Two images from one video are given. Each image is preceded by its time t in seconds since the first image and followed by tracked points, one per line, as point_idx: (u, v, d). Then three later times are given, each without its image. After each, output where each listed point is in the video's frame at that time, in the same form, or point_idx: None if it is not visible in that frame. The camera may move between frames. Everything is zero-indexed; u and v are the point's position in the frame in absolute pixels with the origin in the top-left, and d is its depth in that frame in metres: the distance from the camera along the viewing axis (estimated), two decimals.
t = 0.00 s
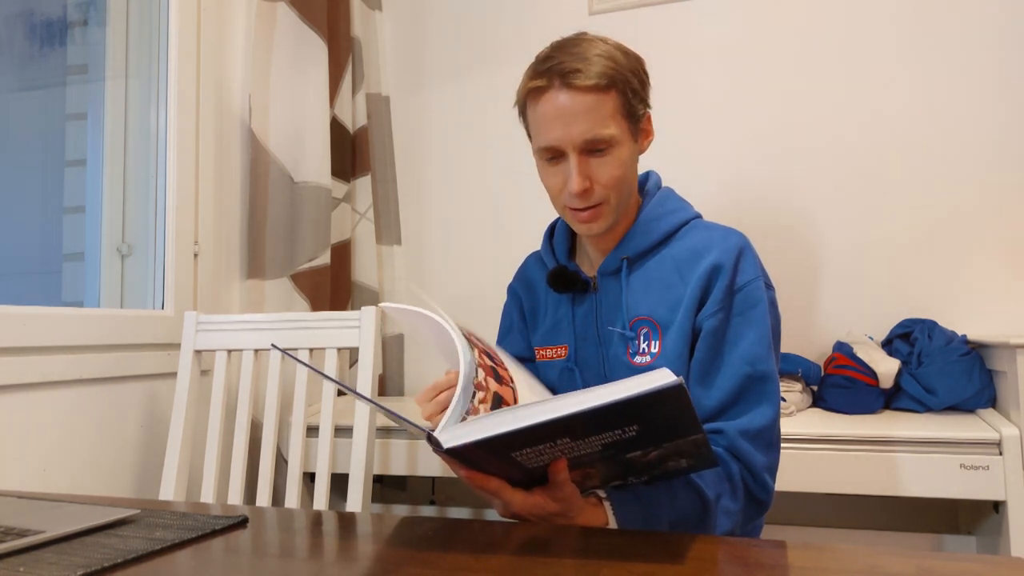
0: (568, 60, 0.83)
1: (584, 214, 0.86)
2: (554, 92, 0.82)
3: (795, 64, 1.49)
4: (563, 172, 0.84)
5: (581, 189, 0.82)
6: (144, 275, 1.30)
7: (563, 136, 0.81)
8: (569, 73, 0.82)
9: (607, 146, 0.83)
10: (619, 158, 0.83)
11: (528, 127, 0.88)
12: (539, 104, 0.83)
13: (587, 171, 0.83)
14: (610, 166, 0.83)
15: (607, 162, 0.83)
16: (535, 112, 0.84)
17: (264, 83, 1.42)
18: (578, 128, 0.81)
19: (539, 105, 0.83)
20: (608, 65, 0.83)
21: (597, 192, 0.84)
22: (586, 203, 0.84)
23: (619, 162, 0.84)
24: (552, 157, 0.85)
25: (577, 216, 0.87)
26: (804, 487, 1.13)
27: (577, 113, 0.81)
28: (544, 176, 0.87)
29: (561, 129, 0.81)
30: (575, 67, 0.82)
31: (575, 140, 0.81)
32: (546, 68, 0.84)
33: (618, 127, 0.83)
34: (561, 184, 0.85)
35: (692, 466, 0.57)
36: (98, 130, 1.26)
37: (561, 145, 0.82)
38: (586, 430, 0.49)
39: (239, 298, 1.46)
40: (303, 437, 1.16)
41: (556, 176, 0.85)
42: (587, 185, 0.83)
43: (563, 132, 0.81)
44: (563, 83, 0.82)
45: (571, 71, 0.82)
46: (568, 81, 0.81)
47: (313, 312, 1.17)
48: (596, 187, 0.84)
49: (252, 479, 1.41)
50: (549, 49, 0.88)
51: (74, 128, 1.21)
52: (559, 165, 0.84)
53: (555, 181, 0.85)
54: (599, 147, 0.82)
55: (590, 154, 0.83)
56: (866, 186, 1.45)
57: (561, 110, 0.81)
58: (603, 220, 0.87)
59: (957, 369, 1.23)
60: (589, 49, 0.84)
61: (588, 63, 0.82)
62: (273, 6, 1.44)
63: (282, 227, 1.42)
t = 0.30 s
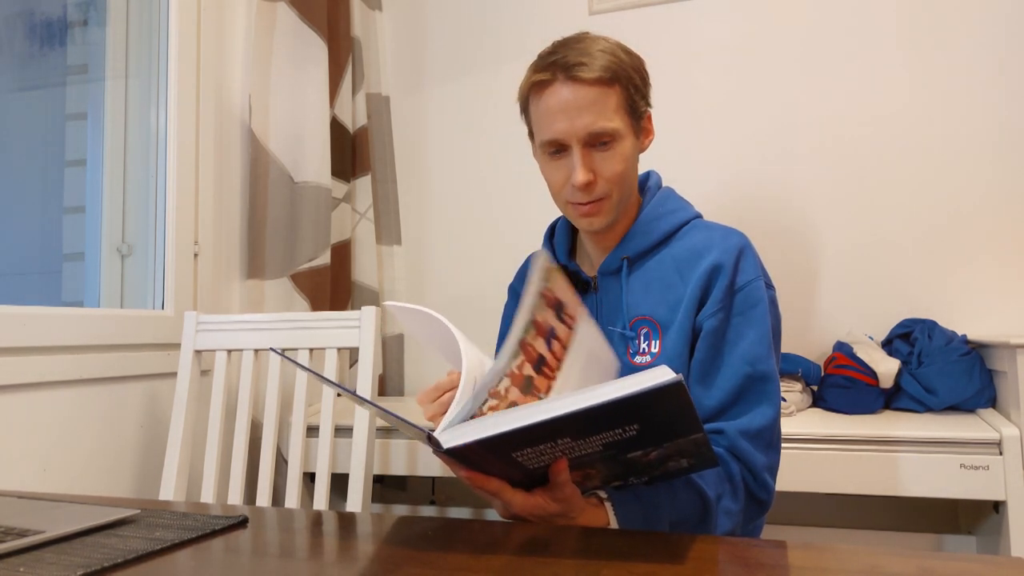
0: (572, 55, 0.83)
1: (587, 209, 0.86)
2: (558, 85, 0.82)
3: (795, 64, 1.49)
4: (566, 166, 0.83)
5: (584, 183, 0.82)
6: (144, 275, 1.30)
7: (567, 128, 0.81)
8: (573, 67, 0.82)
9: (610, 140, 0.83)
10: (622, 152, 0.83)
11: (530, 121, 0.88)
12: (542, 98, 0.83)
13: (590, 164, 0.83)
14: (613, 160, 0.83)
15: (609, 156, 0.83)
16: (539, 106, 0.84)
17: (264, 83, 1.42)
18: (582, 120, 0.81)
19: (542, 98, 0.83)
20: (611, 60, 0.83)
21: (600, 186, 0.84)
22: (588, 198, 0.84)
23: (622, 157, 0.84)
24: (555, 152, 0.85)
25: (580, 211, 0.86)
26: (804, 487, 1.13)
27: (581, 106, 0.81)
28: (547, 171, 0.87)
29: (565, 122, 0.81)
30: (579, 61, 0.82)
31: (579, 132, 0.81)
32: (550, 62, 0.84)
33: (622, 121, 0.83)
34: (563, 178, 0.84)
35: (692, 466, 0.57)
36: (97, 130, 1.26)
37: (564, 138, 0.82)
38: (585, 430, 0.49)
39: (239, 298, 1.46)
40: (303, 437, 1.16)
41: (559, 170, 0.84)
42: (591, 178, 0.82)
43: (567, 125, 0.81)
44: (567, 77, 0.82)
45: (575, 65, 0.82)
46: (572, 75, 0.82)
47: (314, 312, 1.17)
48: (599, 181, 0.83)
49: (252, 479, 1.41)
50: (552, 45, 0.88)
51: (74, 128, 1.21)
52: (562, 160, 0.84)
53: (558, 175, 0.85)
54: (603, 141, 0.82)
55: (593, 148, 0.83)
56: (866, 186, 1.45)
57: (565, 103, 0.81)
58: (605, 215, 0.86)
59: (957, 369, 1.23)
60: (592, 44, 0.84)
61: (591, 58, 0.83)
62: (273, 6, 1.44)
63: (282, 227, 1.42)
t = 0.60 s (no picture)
0: (571, 57, 0.83)
1: (587, 210, 0.86)
2: (557, 87, 0.82)
3: (795, 65, 1.49)
4: (566, 168, 0.84)
5: (585, 185, 0.82)
6: (144, 275, 1.30)
7: (566, 131, 0.81)
8: (572, 69, 0.82)
9: (609, 142, 0.83)
10: (621, 153, 0.83)
11: (530, 124, 0.88)
12: (541, 101, 0.83)
13: (590, 166, 0.83)
14: (613, 162, 0.83)
15: (609, 158, 0.83)
16: (538, 108, 0.84)
17: (264, 83, 1.42)
18: (581, 122, 0.81)
19: (541, 101, 0.83)
20: (610, 62, 0.83)
21: (600, 188, 0.84)
22: (589, 200, 0.84)
23: (622, 158, 0.84)
24: (554, 154, 0.85)
25: (580, 213, 0.86)
26: (803, 487, 1.13)
27: (580, 108, 0.81)
28: (546, 173, 0.87)
29: (564, 124, 0.81)
30: (577, 63, 0.82)
31: (578, 134, 0.81)
32: (548, 64, 0.84)
33: (621, 123, 0.83)
34: (563, 180, 0.84)
35: (692, 466, 0.57)
36: (98, 130, 1.26)
37: (564, 140, 0.82)
38: (586, 430, 0.49)
39: (239, 298, 1.45)
40: (303, 437, 1.16)
41: (559, 172, 0.85)
42: (590, 180, 0.82)
43: (567, 127, 0.81)
44: (565, 79, 0.82)
45: (574, 67, 0.82)
46: (570, 77, 0.82)
47: (314, 312, 1.17)
48: (599, 183, 0.83)
49: (252, 479, 1.41)
50: (551, 47, 0.88)
51: (74, 128, 1.21)
52: (562, 162, 0.84)
53: (558, 177, 0.85)
54: (602, 142, 0.82)
55: (593, 150, 0.83)
56: (866, 187, 1.45)
57: (564, 105, 0.81)
58: (606, 216, 0.86)
59: (957, 369, 1.23)
60: (591, 45, 0.84)
61: (590, 59, 0.83)
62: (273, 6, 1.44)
63: (282, 227, 1.42)
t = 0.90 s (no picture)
0: (564, 61, 0.83)
1: (580, 214, 0.86)
2: (549, 92, 0.82)
3: (795, 65, 1.49)
4: (558, 173, 0.84)
5: (575, 190, 0.82)
6: (144, 275, 1.30)
7: (557, 136, 0.82)
8: (565, 74, 0.82)
9: (602, 147, 0.83)
10: (614, 158, 0.83)
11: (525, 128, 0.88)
12: (534, 105, 0.84)
13: (581, 171, 0.83)
14: (605, 167, 0.83)
15: (601, 163, 0.83)
16: (531, 113, 0.85)
17: (265, 83, 1.42)
18: (572, 128, 0.81)
19: (534, 106, 0.84)
20: (604, 65, 0.83)
21: (592, 193, 0.84)
22: (581, 204, 0.84)
23: (614, 163, 0.83)
24: (548, 158, 0.85)
25: (574, 216, 0.87)
26: (803, 487, 1.13)
27: (571, 113, 0.81)
28: (541, 177, 0.87)
29: (555, 129, 0.82)
30: (570, 67, 0.82)
31: (569, 140, 0.81)
32: (542, 68, 0.84)
33: (614, 127, 0.82)
34: (556, 185, 0.85)
35: (692, 467, 0.57)
36: (97, 130, 1.26)
37: (555, 146, 0.82)
38: (587, 433, 0.49)
39: (239, 298, 1.45)
40: (303, 437, 1.16)
41: (551, 177, 0.85)
42: (581, 185, 0.83)
43: (557, 133, 0.82)
44: (558, 84, 0.82)
45: (567, 71, 0.82)
46: (562, 82, 0.82)
47: (314, 312, 1.17)
48: (591, 188, 0.84)
49: (252, 479, 1.41)
50: (547, 50, 0.88)
51: (74, 128, 1.21)
52: (554, 167, 0.84)
53: (551, 182, 0.85)
54: (594, 148, 0.82)
55: (585, 155, 0.83)
56: (866, 187, 1.45)
57: (556, 111, 0.81)
58: (600, 220, 0.86)
59: (957, 369, 1.23)
60: (585, 49, 0.84)
61: (583, 64, 0.82)
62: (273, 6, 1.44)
63: (283, 227, 1.42)
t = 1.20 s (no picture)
0: (560, 63, 0.83)
1: (574, 217, 0.86)
2: (544, 95, 0.83)
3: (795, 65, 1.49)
4: (552, 176, 0.84)
5: (568, 192, 0.83)
6: (144, 275, 1.30)
7: (551, 140, 0.82)
8: (560, 76, 0.82)
9: (596, 150, 0.83)
10: (607, 162, 0.83)
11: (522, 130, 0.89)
12: (529, 108, 0.84)
13: (575, 174, 0.83)
14: (599, 170, 0.83)
15: (595, 166, 0.83)
16: (526, 116, 0.85)
17: (265, 83, 1.42)
18: (565, 132, 0.81)
19: (530, 108, 0.84)
20: (599, 68, 0.83)
21: (586, 196, 0.84)
22: (574, 207, 0.85)
23: (608, 166, 0.83)
24: (543, 161, 0.85)
25: (568, 219, 0.87)
26: (803, 487, 1.13)
27: (565, 117, 0.81)
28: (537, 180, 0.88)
29: (549, 133, 0.82)
30: (565, 70, 0.82)
31: (563, 143, 0.82)
32: (538, 71, 0.84)
33: (608, 131, 0.82)
34: (550, 188, 0.85)
35: (692, 469, 0.57)
36: (97, 131, 1.26)
37: (549, 149, 0.83)
38: (588, 438, 0.49)
39: (238, 298, 1.45)
40: (303, 437, 1.16)
41: (546, 180, 0.85)
42: (574, 188, 0.83)
43: (550, 137, 0.82)
44: (552, 87, 0.82)
45: (562, 74, 0.82)
46: (557, 85, 0.82)
47: (314, 312, 1.17)
48: (584, 191, 0.84)
49: (252, 479, 1.41)
50: (545, 51, 0.88)
51: (74, 128, 1.21)
52: (548, 170, 0.85)
53: (545, 185, 0.86)
54: (588, 151, 0.82)
55: (579, 158, 0.83)
56: (866, 187, 1.45)
57: (550, 114, 0.82)
58: (593, 223, 0.87)
59: (957, 369, 1.23)
60: (582, 52, 0.84)
61: (578, 67, 0.82)
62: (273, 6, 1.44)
63: (283, 227, 1.42)
